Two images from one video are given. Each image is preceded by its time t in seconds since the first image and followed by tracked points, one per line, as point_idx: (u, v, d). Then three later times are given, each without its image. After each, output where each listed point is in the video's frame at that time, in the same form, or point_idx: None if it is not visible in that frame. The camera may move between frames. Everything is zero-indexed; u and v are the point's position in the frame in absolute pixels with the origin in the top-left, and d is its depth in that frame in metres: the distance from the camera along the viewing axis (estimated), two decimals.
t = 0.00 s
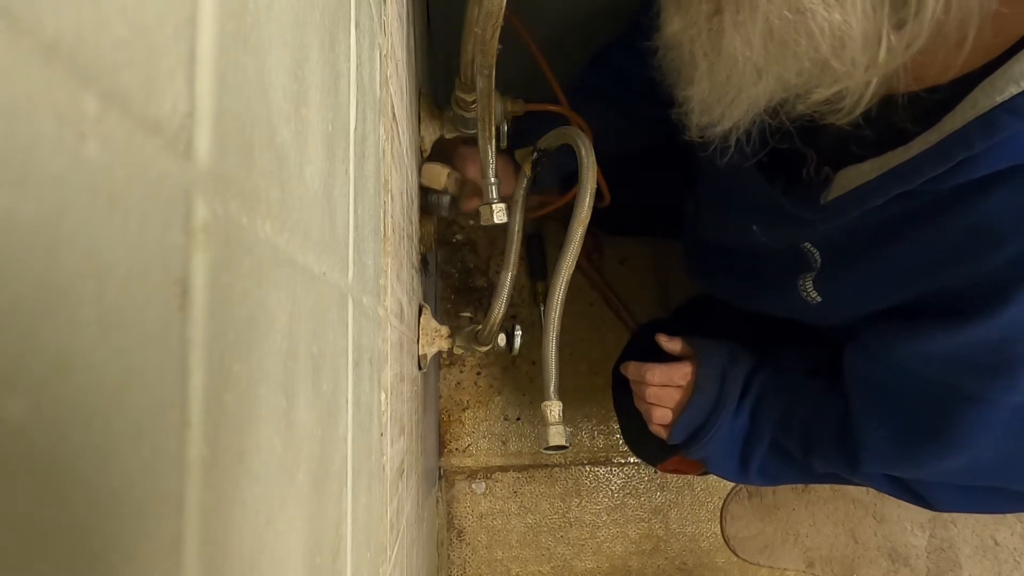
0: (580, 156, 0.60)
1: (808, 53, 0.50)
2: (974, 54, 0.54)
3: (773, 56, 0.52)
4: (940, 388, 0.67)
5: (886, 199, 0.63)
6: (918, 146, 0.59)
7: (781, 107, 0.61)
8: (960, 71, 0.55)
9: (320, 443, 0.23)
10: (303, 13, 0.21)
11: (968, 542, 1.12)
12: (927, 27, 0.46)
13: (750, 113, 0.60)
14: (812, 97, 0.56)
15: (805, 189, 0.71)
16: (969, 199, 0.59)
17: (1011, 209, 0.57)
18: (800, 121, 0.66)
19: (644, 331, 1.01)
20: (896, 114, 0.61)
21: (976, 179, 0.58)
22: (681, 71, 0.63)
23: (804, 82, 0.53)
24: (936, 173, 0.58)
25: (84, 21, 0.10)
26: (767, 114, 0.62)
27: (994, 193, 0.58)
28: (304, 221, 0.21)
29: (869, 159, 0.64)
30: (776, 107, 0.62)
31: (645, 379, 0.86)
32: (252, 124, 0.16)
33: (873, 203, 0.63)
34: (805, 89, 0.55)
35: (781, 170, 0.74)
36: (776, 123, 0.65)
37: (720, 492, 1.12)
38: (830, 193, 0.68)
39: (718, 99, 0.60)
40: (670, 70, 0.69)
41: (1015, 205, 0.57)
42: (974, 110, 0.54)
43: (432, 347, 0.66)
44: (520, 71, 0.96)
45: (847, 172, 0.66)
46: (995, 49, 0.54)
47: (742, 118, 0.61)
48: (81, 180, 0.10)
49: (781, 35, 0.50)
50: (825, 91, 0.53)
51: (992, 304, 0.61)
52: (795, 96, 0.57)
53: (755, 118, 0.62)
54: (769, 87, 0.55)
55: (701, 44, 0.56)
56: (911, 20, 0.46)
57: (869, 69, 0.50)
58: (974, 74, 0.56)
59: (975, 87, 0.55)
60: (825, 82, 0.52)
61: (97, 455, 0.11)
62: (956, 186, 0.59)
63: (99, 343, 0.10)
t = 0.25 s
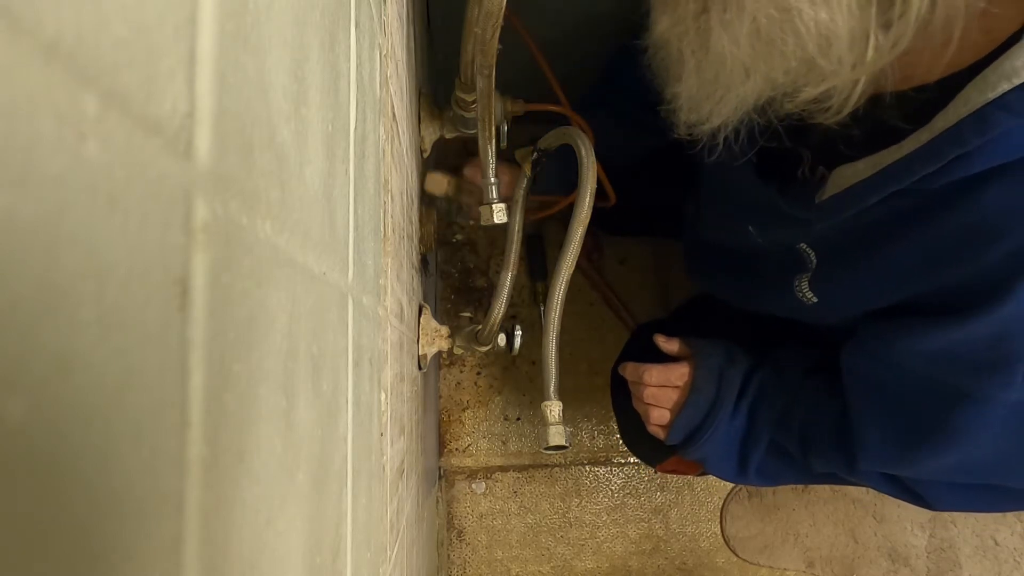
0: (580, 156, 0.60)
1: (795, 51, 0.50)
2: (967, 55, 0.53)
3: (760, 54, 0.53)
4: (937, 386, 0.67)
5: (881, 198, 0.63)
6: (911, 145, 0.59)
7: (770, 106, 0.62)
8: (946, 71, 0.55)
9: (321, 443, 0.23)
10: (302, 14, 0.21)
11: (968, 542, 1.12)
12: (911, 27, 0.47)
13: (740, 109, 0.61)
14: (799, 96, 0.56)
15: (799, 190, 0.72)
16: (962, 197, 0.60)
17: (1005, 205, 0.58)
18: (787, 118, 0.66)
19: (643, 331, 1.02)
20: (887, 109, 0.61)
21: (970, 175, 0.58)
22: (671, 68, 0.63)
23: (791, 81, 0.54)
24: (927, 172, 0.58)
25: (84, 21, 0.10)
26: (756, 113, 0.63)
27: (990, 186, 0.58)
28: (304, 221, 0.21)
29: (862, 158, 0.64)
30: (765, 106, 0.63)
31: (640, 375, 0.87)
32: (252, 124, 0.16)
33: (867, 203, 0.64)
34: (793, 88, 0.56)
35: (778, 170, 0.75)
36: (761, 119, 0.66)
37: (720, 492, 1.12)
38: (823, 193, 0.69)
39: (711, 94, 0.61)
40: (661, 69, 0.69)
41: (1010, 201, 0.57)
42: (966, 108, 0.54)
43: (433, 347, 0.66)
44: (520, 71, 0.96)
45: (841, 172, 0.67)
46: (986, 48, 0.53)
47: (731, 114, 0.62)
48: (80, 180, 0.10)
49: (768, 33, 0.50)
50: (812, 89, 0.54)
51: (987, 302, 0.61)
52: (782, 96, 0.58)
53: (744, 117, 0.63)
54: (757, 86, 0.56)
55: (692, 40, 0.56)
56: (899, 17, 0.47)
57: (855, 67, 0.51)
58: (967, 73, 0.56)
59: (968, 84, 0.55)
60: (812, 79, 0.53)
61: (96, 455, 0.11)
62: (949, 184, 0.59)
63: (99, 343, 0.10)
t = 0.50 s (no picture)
0: (580, 156, 0.60)
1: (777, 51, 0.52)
2: (947, 55, 0.55)
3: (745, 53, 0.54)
4: (927, 387, 0.67)
5: (869, 200, 0.63)
6: (899, 147, 0.59)
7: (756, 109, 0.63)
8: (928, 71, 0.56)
9: (320, 443, 0.23)
10: (303, 13, 0.21)
11: (968, 542, 1.12)
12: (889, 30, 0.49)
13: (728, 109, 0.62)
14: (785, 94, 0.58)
15: (794, 191, 0.72)
16: (950, 197, 0.59)
17: (988, 208, 0.57)
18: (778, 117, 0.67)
19: (643, 330, 1.01)
20: (872, 110, 0.62)
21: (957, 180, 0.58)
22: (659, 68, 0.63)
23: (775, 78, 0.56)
24: (914, 174, 0.58)
25: (84, 20, 0.10)
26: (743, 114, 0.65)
27: (975, 192, 0.58)
28: (304, 221, 0.21)
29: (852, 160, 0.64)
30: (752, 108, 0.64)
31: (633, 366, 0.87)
32: (252, 124, 0.16)
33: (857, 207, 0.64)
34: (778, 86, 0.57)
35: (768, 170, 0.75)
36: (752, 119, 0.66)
37: (720, 492, 1.12)
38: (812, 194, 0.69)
39: (702, 94, 0.61)
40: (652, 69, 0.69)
41: (992, 205, 0.57)
42: (953, 111, 0.54)
43: (433, 347, 0.66)
44: (520, 72, 0.96)
45: (831, 174, 0.67)
46: (967, 51, 0.55)
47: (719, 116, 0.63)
48: (81, 181, 0.10)
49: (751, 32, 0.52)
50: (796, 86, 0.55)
51: (973, 303, 0.60)
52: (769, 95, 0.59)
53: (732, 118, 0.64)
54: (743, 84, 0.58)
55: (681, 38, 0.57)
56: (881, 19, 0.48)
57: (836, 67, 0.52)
58: (954, 74, 0.57)
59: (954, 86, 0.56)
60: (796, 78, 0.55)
61: (95, 456, 0.11)
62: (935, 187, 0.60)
63: (99, 343, 0.10)
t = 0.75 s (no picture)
0: (580, 156, 0.60)
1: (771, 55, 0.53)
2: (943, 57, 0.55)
3: (738, 56, 0.55)
4: (921, 391, 0.66)
5: (866, 202, 0.63)
6: (896, 148, 0.59)
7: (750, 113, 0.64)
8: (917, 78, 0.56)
9: (321, 445, 0.23)
10: (302, 13, 0.21)
11: (968, 542, 1.12)
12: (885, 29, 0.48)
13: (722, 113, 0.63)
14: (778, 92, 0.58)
15: (790, 193, 0.72)
16: (945, 200, 0.60)
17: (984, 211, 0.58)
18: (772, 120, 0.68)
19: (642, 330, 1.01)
20: (867, 113, 0.61)
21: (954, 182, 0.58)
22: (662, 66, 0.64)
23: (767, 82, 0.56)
24: (909, 177, 0.58)
25: (84, 19, 0.10)
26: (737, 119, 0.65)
27: (974, 192, 0.58)
28: (304, 221, 0.21)
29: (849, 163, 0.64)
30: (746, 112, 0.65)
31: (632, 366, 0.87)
32: (252, 123, 0.16)
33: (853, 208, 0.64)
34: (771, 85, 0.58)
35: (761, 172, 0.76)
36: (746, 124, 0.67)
37: (720, 492, 1.12)
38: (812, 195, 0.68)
39: (699, 95, 0.62)
40: (649, 68, 0.69)
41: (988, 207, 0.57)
42: (949, 115, 0.54)
43: (433, 347, 0.66)
44: (520, 72, 0.96)
45: (830, 175, 0.67)
46: (961, 55, 0.55)
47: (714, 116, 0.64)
48: (81, 182, 0.10)
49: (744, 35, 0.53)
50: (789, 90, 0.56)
51: (967, 305, 0.60)
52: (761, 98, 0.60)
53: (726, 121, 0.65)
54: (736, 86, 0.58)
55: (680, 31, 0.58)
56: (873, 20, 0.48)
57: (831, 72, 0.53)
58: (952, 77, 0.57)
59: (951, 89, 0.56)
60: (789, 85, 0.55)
61: (96, 457, 0.11)
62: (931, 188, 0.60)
63: (99, 344, 0.10)
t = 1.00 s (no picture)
0: (580, 156, 0.60)
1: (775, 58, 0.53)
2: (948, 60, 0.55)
3: (739, 60, 0.55)
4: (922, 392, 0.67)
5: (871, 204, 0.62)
6: (899, 152, 0.59)
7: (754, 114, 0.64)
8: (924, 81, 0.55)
9: (322, 445, 0.23)
10: (302, 13, 0.21)
11: (968, 542, 1.12)
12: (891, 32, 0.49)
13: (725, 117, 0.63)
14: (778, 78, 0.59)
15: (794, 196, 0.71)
16: (949, 203, 0.59)
17: (989, 215, 0.57)
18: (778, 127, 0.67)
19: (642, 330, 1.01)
20: (871, 118, 0.61)
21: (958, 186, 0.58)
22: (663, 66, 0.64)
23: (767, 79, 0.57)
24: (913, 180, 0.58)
25: (85, 19, 0.10)
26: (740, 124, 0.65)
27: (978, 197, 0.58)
28: (304, 221, 0.21)
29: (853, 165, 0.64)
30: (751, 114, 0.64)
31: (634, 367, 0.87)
32: (252, 123, 0.16)
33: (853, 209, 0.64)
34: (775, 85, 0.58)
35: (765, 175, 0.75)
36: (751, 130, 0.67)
37: (720, 492, 1.12)
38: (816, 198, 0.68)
39: (701, 98, 0.63)
40: (651, 69, 0.69)
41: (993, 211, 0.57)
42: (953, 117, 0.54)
43: (433, 346, 0.66)
44: (520, 72, 0.96)
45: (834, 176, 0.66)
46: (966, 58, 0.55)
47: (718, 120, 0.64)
48: (81, 182, 0.10)
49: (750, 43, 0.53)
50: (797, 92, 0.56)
51: (972, 309, 0.61)
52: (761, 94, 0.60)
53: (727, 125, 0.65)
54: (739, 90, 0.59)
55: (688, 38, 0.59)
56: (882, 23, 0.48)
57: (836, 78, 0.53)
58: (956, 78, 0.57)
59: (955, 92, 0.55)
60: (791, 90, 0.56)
61: (96, 457, 0.11)
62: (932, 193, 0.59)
63: (99, 344, 0.10)
